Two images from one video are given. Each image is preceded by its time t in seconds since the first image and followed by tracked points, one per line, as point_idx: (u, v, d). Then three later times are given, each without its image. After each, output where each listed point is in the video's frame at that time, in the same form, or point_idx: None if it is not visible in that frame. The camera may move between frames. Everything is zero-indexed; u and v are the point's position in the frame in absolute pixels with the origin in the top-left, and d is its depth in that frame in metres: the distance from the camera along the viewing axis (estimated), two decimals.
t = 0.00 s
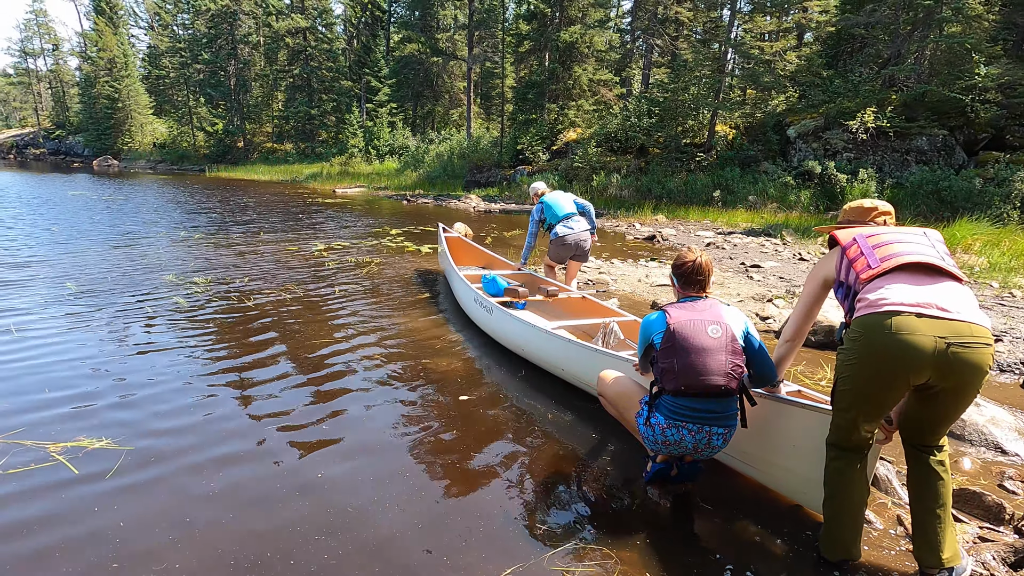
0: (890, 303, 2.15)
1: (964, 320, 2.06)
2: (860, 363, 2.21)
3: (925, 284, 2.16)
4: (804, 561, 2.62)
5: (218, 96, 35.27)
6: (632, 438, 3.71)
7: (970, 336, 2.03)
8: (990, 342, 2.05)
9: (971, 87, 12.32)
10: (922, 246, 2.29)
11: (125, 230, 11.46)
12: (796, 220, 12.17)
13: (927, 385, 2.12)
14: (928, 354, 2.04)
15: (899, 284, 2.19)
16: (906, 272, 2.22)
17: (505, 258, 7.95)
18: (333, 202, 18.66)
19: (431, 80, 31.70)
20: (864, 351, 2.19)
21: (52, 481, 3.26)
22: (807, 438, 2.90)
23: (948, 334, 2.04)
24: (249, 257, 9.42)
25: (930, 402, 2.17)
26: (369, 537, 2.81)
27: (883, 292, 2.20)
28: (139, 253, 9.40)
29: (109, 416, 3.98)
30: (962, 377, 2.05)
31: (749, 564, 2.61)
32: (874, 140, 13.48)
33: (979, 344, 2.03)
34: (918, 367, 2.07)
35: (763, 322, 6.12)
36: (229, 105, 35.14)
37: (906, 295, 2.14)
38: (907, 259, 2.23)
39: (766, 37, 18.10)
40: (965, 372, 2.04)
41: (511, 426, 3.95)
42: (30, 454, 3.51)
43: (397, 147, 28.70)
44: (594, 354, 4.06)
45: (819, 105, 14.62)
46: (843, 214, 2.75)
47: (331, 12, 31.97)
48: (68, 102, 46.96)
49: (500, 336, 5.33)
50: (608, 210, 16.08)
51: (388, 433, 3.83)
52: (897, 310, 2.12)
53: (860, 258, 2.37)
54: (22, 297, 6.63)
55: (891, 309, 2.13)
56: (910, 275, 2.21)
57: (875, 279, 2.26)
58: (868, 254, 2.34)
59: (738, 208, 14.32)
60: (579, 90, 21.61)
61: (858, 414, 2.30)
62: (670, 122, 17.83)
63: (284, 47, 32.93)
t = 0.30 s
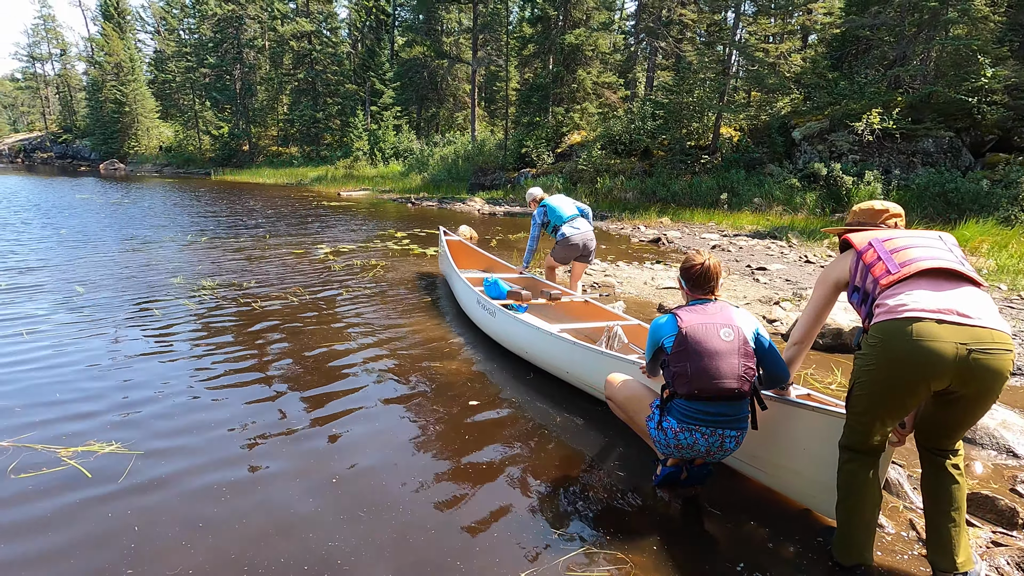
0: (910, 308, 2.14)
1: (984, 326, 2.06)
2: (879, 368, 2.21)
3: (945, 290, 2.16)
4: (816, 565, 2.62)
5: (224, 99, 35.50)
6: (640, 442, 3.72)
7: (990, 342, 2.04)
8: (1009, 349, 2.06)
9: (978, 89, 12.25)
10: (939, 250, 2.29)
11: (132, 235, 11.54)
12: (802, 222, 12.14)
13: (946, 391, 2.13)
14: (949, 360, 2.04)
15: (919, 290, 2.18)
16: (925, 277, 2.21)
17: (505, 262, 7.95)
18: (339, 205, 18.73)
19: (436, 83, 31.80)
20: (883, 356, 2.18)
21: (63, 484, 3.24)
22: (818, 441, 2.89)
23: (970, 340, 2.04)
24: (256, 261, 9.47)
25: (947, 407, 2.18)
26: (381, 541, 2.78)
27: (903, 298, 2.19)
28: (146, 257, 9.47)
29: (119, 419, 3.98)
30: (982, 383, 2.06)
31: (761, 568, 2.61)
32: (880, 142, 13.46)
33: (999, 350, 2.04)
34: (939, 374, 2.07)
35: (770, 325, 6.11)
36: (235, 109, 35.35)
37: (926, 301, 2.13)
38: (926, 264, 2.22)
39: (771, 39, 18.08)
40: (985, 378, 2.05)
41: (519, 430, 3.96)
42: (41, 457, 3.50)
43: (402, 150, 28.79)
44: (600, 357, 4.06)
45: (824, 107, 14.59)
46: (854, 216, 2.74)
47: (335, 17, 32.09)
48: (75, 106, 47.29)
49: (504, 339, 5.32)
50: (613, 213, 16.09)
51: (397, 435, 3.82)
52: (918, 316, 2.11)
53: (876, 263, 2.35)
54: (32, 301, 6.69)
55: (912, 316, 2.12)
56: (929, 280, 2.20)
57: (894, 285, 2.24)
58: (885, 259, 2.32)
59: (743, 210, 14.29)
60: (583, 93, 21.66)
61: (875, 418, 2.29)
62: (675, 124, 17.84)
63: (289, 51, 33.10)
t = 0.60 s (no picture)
0: (932, 315, 2.13)
1: (1007, 333, 2.05)
2: (899, 374, 2.20)
3: (967, 297, 2.14)
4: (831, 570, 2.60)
5: (228, 103, 35.72)
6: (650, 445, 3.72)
7: (1013, 349, 2.03)
8: None
9: (983, 91, 12.21)
10: (958, 255, 2.28)
11: (139, 239, 11.63)
12: (807, 225, 12.11)
13: (967, 397, 2.12)
14: (972, 367, 2.03)
15: (938, 296, 2.17)
16: (944, 283, 2.20)
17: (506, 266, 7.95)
18: (343, 208, 18.81)
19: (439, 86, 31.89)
20: (903, 362, 2.18)
21: (74, 488, 3.24)
22: (832, 445, 2.87)
23: (992, 347, 2.04)
24: (262, 265, 9.52)
25: (967, 413, 2.17)
26: (395, 546, 2.78)
27: (922, 305, 2.18)
28: (154, 261, 9.53)
29: (129, 423, 3.99)
30: (1005, 389, 2.05)
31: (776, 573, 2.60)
32: (885, 145, 13.44)
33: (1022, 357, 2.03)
34: (960, 380, 2.06)
35: (777, 328, 6.10)
36: (239, 113, 35.55)
37: (947, 307, 2.12)
38: (944, 270, 2.21)
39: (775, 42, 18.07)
40: (1008, 385, 2.05)
41: (528, 433, 3.96)
42: (52, 461, 3.50)
43: (406, 153, 28.91)
44: (606, 360, 4.06)
45: (828, 109, 14.57)
46: (862, 218, 2.74)
47: (339, 21, 32.23)
48: (82, 111, 47.69)
49: (507, 343, 5.32)
50: (617, 216, 16.11)
51: (404, 440, 3.82)
52: (940, 323, 2.10)
53: (893, 268, 2.34)
54: (40, 306, 6.74)
55: (933, 322, 2.11)
56: (948, 286, 2.19)
57: (914, 291, 2.23)
58: (903, 264, 2.31)
59: (748, 213, 14.28)
60: (586, 96, 21.67)
61: (894, 423, 2.28)
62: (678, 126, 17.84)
63: (293, 55, 33.28)
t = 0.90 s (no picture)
0: (939, 323, 2.13)
1: (1016, 341, 2.05)
2: (906, 380, 2.20)
3: (975, 304, 2.14)
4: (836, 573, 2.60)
5: (231, 107, 35.87)
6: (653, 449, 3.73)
7: (1021, 357, 2.03)
8: None
9: (987, 92, 12.28)
10: (966, 262, 2.27)
11: (143, 243, 11.68)
12: (810, 227, 12.09)
13: (974, 404, 2.12)
14: (979, 374, 2.03)
15: (945, 302, 2.17)
16: (950, 288, 2.20)
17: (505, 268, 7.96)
18: (346, 211, 18.87)
19: (442, 90, 31.98)
20: (910, 368, 2.17)
21: (77, 495, 3.26)
22: (836, 448, 2.87)
23: (1000, 354, 2.03)
24: (266, 269, 9.56)
25: (973, 418, 2.17)
26: (401, 552, 2.79)
27: (928, 311, 2.18)
28: (157, 266, 9.57)
29: (131, 428, 4.01)
30: (1012, 396, 2.05)
31: None
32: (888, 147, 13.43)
33: None
34: (967, 387, 2.06)
35: (780, 331, 6.10)
36: (242, 117, 35.67)
37: (953, 313, 2.13)
38: (950, 275, 2.21)
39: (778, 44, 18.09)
40: (1015, 391, 2.05)
41: (531, 437, 3.97)
42: (56, 468, 3.52)
43: (408, 156, 29.03)
44: (606, 364, 4.05)
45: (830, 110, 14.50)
46: (866, 218, 2.73)
47: (342, 25, 32.38)
48: (86, 116, 47.92)
49: (508, 346, 5.31)
50: (619, 218, 16.14)
51: (405, 445, 3.84)
52: (946, 329, 2.10)
53: (898, 273, 2.33)
54: (44, 311, 6.77)
55: (940, 330, 2.11)
56: (954, 292, 2.19)
57: (920, 297, 2.23)
58: (908, 270, 2.30)
59: (750, 215, 14.28)
60: (588, 99, 21.68)
61: (902, 429, 2.28)
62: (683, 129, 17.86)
63: (296, 59, 33.42)
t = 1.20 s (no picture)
0: (974, 327, 2.03)
1: None
2: (937, 385, 2.11)
3: (1016, 309, 2.01)
4: None
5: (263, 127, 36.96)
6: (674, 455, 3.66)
7: None
8: None
9: None
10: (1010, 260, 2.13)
11: (179, 260, 12.10)
12: (842, 226, 11.74)
13: (1010, 407, 2.03)
14: (1011, 379, 1.96)
15: (982, 307, 2.05)
16: (991, 291, 2.06)
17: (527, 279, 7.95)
18: (373, 224, 19.24)
19: (465, 102, 32.40)
20: (939, 371, 2.10)
21: (111, 488, 3.38)
22: (867, 451, 2.77)
23: None
24: (293, 281, 9.78)
25: (1012, 420, 2.09)
26: (420, 547, 2.81)
27: (963, 315, 2.08)
28: (191, 279, 9.89)
29: (161, 428, 4.11)
30: None
31: None
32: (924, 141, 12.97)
33: None
34: (1000, 391, 1.98)
35: (810, 332, 5.94)
36: (273, 136, 36.76)
37: (988, 318, 2.02)
38: (990, 275, 2.07)
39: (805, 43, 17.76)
40: None
41: (553, 441, 3.95)
42: (92, 462, 3.66)
43: (432, 168, 29.48)
44: (636, 372, 4.01)
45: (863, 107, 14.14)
46: (899, 198, 2.61)
47: (367, 44, 33.16)
48: (127, 140, 50.10)
49: (533, 358, 5.28)
50: (644, 223, 16.02)
51: (426, 447, 3.85)
52: (979, 335, 2.01)
53: (930, 272, 2.21)
54: (84, 321, 7.04)
55: (973, 335, 2.02)
56: (991, 292, 2.06)
57: (954, 300, 2.11)
58: (941, 269, 2.17)
59: (779, 216, 13.98)
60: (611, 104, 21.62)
61: (932, 434, 2.19)
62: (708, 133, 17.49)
63: (324, 78, 34.36)
